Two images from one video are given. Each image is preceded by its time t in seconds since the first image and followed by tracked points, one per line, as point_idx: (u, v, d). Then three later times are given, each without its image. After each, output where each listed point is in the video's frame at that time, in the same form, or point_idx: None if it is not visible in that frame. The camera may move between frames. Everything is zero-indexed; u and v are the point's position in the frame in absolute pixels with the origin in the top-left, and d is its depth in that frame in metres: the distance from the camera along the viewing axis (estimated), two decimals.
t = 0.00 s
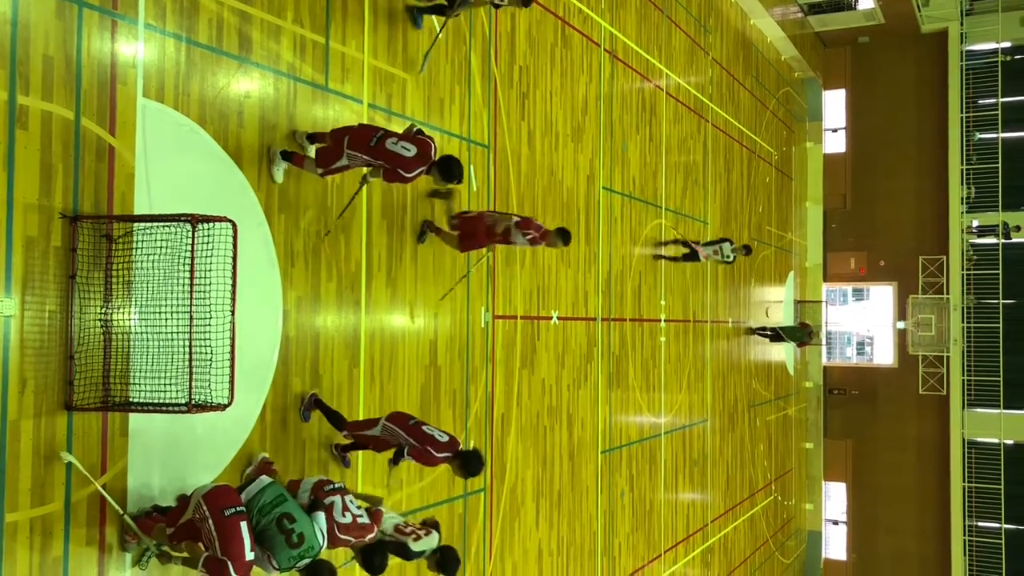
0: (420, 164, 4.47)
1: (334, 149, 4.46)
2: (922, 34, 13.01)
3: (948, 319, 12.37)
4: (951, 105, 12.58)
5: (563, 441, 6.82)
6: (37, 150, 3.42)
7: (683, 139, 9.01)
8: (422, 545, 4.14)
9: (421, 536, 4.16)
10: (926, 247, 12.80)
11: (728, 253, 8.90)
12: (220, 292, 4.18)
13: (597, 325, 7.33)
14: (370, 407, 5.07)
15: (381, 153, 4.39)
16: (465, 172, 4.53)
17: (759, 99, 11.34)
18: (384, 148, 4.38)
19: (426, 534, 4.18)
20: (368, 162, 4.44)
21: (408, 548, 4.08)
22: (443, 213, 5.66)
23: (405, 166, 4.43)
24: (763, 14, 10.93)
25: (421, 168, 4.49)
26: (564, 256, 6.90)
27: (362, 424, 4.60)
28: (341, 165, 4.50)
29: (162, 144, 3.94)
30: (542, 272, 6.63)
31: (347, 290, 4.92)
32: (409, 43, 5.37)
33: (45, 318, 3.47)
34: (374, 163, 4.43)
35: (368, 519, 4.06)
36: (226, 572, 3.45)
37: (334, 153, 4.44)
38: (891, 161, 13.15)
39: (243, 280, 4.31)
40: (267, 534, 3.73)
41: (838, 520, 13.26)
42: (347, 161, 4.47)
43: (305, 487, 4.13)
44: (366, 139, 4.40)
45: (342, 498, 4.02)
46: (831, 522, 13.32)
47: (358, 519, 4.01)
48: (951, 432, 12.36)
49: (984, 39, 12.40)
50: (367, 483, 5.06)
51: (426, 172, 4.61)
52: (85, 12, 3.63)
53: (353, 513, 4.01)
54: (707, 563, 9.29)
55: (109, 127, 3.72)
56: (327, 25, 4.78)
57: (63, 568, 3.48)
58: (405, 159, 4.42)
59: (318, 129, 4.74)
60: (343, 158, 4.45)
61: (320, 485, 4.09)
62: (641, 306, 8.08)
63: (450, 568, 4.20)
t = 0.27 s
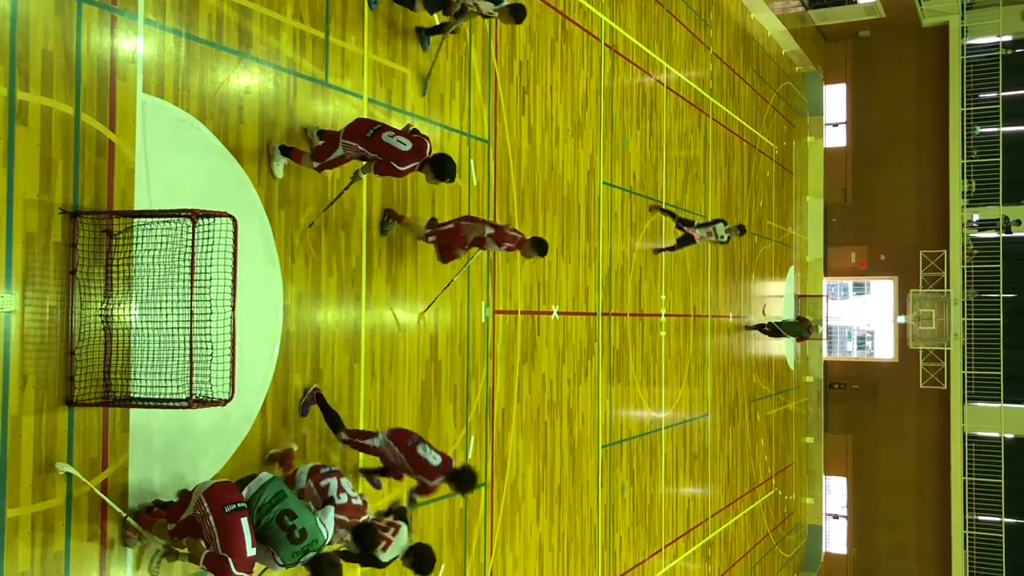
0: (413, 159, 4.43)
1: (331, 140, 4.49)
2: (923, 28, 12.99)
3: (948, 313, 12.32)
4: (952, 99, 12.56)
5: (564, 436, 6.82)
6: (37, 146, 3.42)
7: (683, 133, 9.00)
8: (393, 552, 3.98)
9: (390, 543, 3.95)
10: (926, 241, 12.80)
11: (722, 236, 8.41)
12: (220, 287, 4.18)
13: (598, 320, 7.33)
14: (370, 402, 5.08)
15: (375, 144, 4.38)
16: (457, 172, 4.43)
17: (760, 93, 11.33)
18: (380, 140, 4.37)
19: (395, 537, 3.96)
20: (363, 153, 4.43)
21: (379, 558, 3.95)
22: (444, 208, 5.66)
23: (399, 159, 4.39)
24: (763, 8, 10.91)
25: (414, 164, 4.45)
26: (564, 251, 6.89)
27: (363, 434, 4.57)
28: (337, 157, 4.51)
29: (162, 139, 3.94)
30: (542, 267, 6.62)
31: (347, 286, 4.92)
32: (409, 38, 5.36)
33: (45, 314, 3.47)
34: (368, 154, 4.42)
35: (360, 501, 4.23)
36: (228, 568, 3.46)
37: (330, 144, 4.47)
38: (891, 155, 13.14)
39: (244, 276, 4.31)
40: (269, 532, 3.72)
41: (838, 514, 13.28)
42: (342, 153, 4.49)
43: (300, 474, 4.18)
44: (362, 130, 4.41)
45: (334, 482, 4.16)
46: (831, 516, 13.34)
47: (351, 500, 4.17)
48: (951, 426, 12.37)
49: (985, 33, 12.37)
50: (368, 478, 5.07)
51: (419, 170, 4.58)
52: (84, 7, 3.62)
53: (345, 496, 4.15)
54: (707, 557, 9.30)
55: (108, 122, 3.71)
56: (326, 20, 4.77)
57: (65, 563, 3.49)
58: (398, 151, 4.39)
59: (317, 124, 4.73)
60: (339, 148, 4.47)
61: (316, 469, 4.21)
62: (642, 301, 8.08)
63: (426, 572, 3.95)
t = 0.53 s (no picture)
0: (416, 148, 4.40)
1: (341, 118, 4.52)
2: (924, 20, 12.95)
3: (950, 306, 12.35)
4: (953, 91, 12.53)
5: (565, 429, 6.83)
6: (37, 139, 3.42)
7: (684, 126, 8.98)
8: (383, 545, 4.04)
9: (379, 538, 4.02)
10: (927, 234, 12.79)
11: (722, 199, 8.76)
12: (221, 281, 4.18)
13: (599, 313, 7.34)
14: (371, 396, 5.08)
15: (384, 127, 4.36)
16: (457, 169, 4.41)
17: (760, 86, 11.30)
18: (388, 122, 4.36)
19: (386, 530, 4.04)
20: (369, 132, 4.42)
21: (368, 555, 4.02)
22: (444, 201, 5.66)
23: (402, 143, 4.36)
24: None
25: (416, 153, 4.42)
26: (565, 244, 6.89)
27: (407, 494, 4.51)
28: (343, 135, 4.50)
29: (162, 132, 3.94)
30: (543, 260, 6.62)
31: (347, 279, 4.92)
32: (409, 30, 5.35)
33: (46, 307, 3.47)
34: (373, 135, 4.40)
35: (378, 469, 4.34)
36: (229, 563, 3.48)
37: (338, 120, 4.48)
38: (892, 148, 13.12)
39: (244, 269, 4.31)
40: (281, 526, 3.75)
41: (839, 507, 13.30)
42: (349, 131, 4.48)
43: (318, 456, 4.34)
44: (373, 111, 4.42)
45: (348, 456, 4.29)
46: (831, 508, 13.38)
47: (370, 467, 4.29)
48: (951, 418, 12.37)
49: (987, 25, 12.34)
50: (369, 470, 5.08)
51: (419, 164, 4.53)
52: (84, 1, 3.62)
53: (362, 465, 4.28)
54: (708, 549, 9.33)
55: (108, 116, 3.71)
56: (326, 13, 4.76)
57: (67, 557, 3.50)
58: (404, 136, 4.37)
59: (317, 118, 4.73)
60: (347, 124, 4.47)
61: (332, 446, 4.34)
62: (642, 294, 8.09)
63: (416, 566, 3.98)
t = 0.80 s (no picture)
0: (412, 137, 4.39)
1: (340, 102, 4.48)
2: (924, 14, 12.92)
3: (950, 300, 12.35)
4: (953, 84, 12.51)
5: (565, 424, 6.83)
6: (36, 135, 3.41)
7: (684, 120, 8.97)
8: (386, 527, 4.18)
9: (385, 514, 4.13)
10: (927, 227, 12.78)
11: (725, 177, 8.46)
12: (221, 276, 4.19)
13: (599, 307, 7.33)
14: (372, 390, 5.09)
15: (383, 114, 4.35)
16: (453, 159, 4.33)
17: (760, 79, 11.29)
18: (389, 110, 4.36)
19: (389, 514, 4.14)
20: (367, 118, 4.39)
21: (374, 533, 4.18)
22: (444, 196, 5.65)
23: (400, 130, 4.36)
24: None
25: (411, 143, 4.40)
26: (565, 239, 6.88)
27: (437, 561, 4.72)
28: (339, 119, 4.45)
29: (162, 127, 3.93)
30: (543, 255, 6.61)
31: (348, 274, 4.92)
32: (409, 24, 5.33)
33: (46, 303, 3.47)
34: (372, 120, 4.38)
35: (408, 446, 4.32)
36: (232, 556, 3.49)
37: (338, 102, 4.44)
38: (893, 142, 13.10)
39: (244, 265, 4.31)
40: (291, 515, 3.73)
41: (839, 501, 13.31)
42: (346, 115, 4.44)
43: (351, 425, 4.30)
44: (374, 99, 4.42)
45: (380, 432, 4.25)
46: (832, 501, 13.40)
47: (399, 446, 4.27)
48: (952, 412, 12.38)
49: (988, 18, 12.31)
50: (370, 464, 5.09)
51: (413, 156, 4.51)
52: None
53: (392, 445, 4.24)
54: (708, 543, 9.34)
55: (108, 111, 3.70)
56: (325, 7, 4.75)
57: (68, 551, 3.51)
58: (403, 124, 4.37)
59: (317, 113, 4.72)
60: (346, 108, 4.43)
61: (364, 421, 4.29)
62: (643, 289, 8.08)
63: (415, 550, 4.16)
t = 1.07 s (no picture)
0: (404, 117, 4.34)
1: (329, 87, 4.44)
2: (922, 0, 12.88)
3: (948, 286, 12.27)
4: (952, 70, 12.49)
5: (564, 412, 6.85)
6: (32, 125, 3.40)
7: (682, 107, 8.95)
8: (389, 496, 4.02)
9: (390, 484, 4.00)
10: (925, 213, 12.78)
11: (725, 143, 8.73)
12: (219, 266, 4.19)
13: (598, 295, 7.34)
14: (371, 379, 5.10)
15: (372, 98, 4.30)
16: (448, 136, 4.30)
17: (758, 66, 11.26)
18: (378, 93, 4.30)
19: (395, 482, 4.00)
20: (357, 103, 4.35)
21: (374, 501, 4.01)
22: (442, 184, 5.64)
23: (391, 112, 4.31)
24: None
25: (404, 124, 4.35)
26: (564, 227, 6.88)
27: None
28: (330, 105, 4.41)
29: (158, 117, 3.93)
30: (541, 243, 6.61)
31: (346, 263, 4.92)
32: (406, 11, 5.32)
33: (44, 293, 3.47)
34: (361, 105, 4.33)
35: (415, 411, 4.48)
36: (234, 545, 3.49)
37: (327, 88, 4.39)
38: (891, 130, 13.07)
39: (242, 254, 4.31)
40: (303, 467, 3.93)
41: (838, 486, 13.34)
42: (336, 101, 4.40)
43: (354, 407, 4.41)
44: (363, 82, 4.35)
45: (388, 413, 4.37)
46: (831, 488, 13.40)
47: (406, 417, 4.42)
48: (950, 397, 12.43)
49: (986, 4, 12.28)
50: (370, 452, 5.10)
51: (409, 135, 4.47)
52: None
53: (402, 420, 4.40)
54: (707, 529, 9.38)
55: (104, 100, 3.70)
56: None
57: (69, 541, 3.52)
58: (393, 106, 4.31)
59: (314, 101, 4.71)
60: (335, 94, 4.38)
61: (368, 402, 4.40)
62: (641, 276, 8.09)
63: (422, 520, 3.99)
